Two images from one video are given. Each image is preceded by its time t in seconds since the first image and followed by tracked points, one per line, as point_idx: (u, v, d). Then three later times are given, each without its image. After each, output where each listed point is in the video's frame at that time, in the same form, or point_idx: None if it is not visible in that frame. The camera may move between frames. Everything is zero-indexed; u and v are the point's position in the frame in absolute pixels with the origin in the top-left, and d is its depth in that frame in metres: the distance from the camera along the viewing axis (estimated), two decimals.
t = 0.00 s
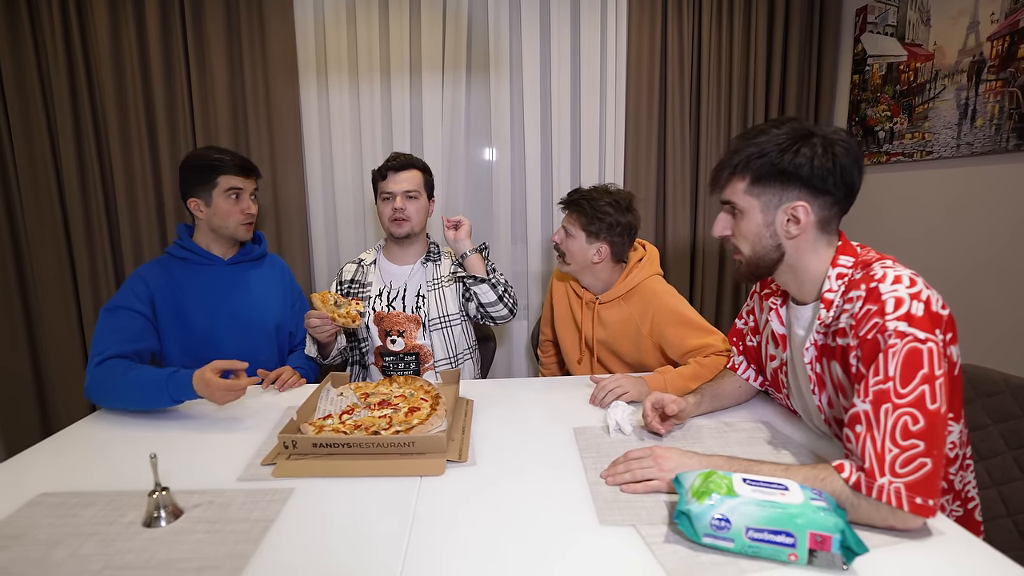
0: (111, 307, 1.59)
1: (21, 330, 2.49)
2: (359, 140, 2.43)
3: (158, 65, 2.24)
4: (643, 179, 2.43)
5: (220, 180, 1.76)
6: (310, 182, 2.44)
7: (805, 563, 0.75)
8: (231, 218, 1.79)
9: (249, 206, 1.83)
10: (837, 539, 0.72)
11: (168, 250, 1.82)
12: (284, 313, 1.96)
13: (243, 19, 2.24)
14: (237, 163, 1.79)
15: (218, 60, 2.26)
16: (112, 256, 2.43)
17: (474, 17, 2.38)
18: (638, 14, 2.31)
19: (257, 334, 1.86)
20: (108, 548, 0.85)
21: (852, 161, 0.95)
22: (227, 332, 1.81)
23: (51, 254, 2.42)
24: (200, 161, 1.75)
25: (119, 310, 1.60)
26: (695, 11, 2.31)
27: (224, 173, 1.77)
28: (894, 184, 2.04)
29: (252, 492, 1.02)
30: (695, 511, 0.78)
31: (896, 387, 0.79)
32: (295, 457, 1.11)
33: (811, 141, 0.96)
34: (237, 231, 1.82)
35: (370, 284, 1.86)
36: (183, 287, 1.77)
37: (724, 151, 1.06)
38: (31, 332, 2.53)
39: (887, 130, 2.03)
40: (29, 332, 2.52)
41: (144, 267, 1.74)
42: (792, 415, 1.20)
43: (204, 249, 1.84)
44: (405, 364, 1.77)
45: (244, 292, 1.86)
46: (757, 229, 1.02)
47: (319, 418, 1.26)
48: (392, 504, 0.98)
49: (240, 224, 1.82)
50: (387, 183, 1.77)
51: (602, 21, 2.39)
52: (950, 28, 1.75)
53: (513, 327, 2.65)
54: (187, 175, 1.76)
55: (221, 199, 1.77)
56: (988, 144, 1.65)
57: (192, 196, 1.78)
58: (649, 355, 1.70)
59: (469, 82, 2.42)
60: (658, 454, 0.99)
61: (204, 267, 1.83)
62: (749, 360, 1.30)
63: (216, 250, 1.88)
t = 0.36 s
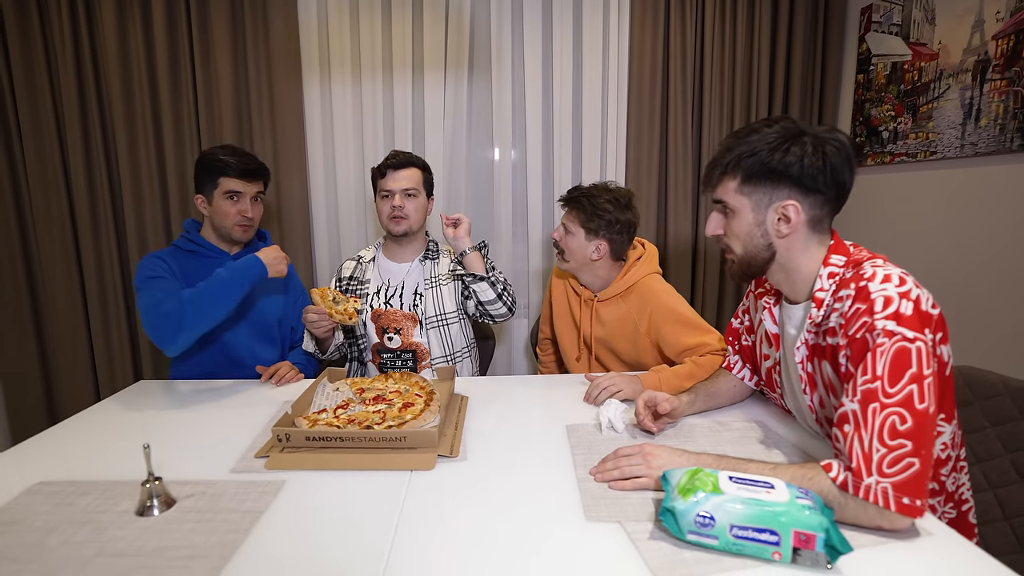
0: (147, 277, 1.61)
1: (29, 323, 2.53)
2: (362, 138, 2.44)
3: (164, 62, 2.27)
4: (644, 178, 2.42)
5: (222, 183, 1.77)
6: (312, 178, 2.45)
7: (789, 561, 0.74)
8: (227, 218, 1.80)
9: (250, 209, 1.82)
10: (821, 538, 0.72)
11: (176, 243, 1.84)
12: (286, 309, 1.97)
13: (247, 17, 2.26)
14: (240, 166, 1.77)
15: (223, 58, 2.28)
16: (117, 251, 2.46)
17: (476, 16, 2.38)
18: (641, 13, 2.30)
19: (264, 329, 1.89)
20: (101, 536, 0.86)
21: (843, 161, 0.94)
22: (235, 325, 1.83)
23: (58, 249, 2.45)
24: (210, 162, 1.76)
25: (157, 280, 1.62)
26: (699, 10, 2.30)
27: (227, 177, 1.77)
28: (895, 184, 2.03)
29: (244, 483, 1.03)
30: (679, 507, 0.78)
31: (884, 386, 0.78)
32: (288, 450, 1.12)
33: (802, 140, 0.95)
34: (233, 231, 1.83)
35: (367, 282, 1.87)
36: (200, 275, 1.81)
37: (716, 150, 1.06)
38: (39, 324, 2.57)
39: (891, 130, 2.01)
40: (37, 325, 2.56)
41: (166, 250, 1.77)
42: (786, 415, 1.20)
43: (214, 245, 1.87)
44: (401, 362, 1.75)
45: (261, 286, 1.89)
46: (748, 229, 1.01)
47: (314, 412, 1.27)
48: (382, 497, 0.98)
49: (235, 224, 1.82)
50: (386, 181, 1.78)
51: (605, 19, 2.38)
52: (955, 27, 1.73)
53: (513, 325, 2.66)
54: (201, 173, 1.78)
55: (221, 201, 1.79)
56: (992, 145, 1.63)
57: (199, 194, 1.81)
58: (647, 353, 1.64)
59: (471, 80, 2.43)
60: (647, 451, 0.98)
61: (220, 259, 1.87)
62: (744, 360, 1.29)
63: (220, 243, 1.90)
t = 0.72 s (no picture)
0: (138, 291, 1.65)
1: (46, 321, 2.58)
2: (372, 141, 2.47)
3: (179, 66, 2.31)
4: (652, 183, 2.42)
5: (229, 180, 1.81)
6: (323, 180, 2.48)
7: (789, 568, 0.74)
8: (234, 216, 1.82)
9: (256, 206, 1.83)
10: (821, 545, 0.71)
11: (195, 244, 1.88)
12: (298, 314, 1.96)
13: (260, 22, 2.29)
14: (248, 164, 1.81)
15: (236, 61, 2.32)
16: (131, 251, 2.51)
17: (486, 20, 2.40)
18: (650, 17, 2.30)
19: (269, 331, 1.88)
20: (107, 530, 0.88)
21: (849, 164, 0.93)
22: (240, 329, 1.84)
23: (74, 248, 2.50)
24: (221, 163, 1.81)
25: (146, 294, 1.65)
26: (708, 15, 2.30)
27: (234, 174, 1.81)
28: (907, 189, 2.01)
29: (248, 480, 1.04)
30: (679, 512, 0.77)
31: (888, 393, 0.78)
32: (293, 449, 1.13)
33: (808, 143, 0.94)
34: (238, 229, 1.83)
35: (375, 283, 1.89)
36: (206, 279, 1.83)
37: (722, 153, 1.05)
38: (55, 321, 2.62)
39: (902, 135, 1.99)
40: (53, 323, 2.62)
41: (171, 257, 1.81)
42: (791, 421, 1.19)
43: (228, 247, 1.89)
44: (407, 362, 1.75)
45: (267, 294, 1.90)
46: (754, 232, 1.00)
47: (319, 412, 1.28)
48: (384, 496, 0.99)
49: (241, 222, 1.82)
50: (394, 184, 1.80)
51: (614, 23, 2.39)
52: (967, 31, 1.71)
53: (520, 328, 2.66)
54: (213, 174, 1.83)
55: (228, 198, 1.82)
56: (1005, 150, 1.61)
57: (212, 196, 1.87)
58: (652, 358, 1.62)
59: (480, 84, 2.44)
60: (649, 455, 0.98)
61: (225, 263, 1.88)
62: (749, 365, 1.29)
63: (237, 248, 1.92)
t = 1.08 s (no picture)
0: (131, 307, 1.63)
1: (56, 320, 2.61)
2: (381, 144, 2.48)
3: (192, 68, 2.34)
4: (660, 189, 2.42)
5: (227, 182, 1.79)
6: (332, 182, 2.49)
7: None
8: (234, 219, 1.81)
9: (255, 209, 1.81)
10: (830, 555, 0.71)
11: (191, 250, 1.86)
12: (302, 315, 1.94)
13: (273, 26, 2.32)
14: (247, 165, 1.80)
15: (248, 64, 2.34)
16: (141, 253, 2.53)
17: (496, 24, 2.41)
18: (660, 24, 2.31)
19: (269, 335, 1.86)
20: (116, 529, 0.89)
21: (859, 174, 0.93)
22: (241, 336, 1.82)
23: (86, 247, 2.53)
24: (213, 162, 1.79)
25: (138, 311, 1.63)
26: (718, 21, 2.30)
27: (232, 176, 1.80)
28: (918, 198, 1.99)
29: (256, 482, 1.05)
30: (687, 520, 0.77)
31: (897, 404, 0.77)
32: (301, 451, 1.14)
33: (819, 152, 0.94)
34: (240, 232, 1.83)
35: (385, 285, 1.90)
36: (203, 288, 1.80)
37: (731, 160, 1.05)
38: (64, 319, 2.64)
39: (912, 143, 1.99)
40: (63, 323, 2.64)
41: (164, 267, 1.78)
42: (800, 430, 1.18)
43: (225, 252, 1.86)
44: (415, 365, 1.73)
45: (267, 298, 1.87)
46: (762, 239, 1.00)
47: (327, 414, 1.28)
48: (391, 500, 0.99)
49: (242, 225, 1.82)
50: (405, 195, 1.79)
51: (624, 29, 2.39)
52: (979, 40, 1.70)
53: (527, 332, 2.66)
54: (209, 176, 1.81)
55: (227, 202, 1.81)
56: (1017, 160, 1.60)
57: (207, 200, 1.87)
58: (659, 364, 1.61)
59: (490, 89, 2.45)
60: (656, 462, 0.98)
61: (221, 269, 1.84)
62: (758, 373, 1.28)
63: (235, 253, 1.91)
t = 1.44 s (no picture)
0: (118, 312, 1.55)
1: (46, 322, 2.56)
2: (380, 145, 2.46)
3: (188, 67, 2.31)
4: (660, 194, 2.42)
5: (246, 186, 1.71)
6: (330, 183, 2.47)
7: None
8: (253, 224, 1.74)
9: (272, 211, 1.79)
10: (842, 566, 0.71)
11: (180, 252, 1.75)
12: (296, 317, 1.88)
13: (271, 25, 2.30)
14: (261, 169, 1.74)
15: (246, 63, 2.32)
16: (134, 256, 2.49)
17: (497, 25, 2.39)
18: (661, 28, 2.31)
19: (265, 338, 1.79)
20: (114, 538, 0.87)
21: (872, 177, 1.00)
22: (235, 340, 1.74)
23: (77, 247, 2.49)
24: (221, 164, 1.68)
25: (126, 316, 1.55)
26: (719, 26, 2.31)
27: (249, 180, 1.71)
28: (917, 205, 2.01)
29: (257, 489, 1.03)
30: (697, 530, 0.77)
31: (910, 413, 0.78)
32: (301, 457, 1.13)
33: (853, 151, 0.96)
34: (258, 236, 1.77)
35: (381, 283, 1.87)
36: (193, 290, 1.71)
37: (774, 156, 0.95)
38: (54, 320, 2.59)
39: (911, 150, 2.00)
40: (53, 325, 2.60)
41: (152, 270, 1.68)
42: (804, 436, 1.19)
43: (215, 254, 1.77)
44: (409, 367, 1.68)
45: (262, 300, 1.80)
46: (837, 234, 0.92)
47: (327, 419, 1.27)
48: (396, 508, 0.98)
49: (261, 230, 1.77)
50: (404, 186, 1.79)
51: (625, 33, 2.40)
52: (979, 49, 1.72)
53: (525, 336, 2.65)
54: (213, 178, 1.68)
55: (246, 206, 1.71)
56: (1015, 169, 1.61)
57: (213, 203, 1.70)
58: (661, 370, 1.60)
59: (490, 92, 2.44)
60: (664, 470, 0.98)
61: (212, 271, 1.75)
62: (759, 379, 1.28)
63: (229, 252, 1.80)
